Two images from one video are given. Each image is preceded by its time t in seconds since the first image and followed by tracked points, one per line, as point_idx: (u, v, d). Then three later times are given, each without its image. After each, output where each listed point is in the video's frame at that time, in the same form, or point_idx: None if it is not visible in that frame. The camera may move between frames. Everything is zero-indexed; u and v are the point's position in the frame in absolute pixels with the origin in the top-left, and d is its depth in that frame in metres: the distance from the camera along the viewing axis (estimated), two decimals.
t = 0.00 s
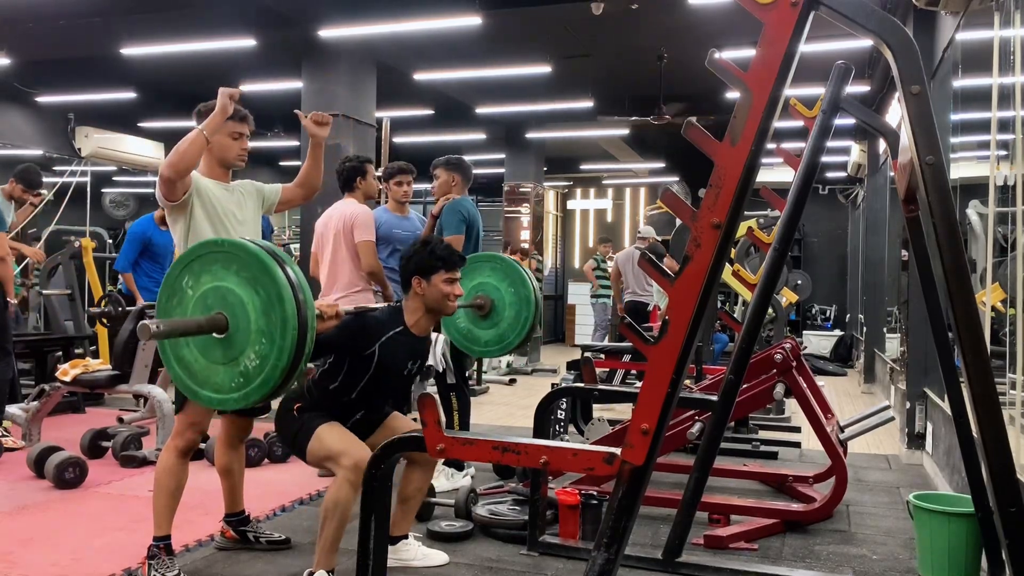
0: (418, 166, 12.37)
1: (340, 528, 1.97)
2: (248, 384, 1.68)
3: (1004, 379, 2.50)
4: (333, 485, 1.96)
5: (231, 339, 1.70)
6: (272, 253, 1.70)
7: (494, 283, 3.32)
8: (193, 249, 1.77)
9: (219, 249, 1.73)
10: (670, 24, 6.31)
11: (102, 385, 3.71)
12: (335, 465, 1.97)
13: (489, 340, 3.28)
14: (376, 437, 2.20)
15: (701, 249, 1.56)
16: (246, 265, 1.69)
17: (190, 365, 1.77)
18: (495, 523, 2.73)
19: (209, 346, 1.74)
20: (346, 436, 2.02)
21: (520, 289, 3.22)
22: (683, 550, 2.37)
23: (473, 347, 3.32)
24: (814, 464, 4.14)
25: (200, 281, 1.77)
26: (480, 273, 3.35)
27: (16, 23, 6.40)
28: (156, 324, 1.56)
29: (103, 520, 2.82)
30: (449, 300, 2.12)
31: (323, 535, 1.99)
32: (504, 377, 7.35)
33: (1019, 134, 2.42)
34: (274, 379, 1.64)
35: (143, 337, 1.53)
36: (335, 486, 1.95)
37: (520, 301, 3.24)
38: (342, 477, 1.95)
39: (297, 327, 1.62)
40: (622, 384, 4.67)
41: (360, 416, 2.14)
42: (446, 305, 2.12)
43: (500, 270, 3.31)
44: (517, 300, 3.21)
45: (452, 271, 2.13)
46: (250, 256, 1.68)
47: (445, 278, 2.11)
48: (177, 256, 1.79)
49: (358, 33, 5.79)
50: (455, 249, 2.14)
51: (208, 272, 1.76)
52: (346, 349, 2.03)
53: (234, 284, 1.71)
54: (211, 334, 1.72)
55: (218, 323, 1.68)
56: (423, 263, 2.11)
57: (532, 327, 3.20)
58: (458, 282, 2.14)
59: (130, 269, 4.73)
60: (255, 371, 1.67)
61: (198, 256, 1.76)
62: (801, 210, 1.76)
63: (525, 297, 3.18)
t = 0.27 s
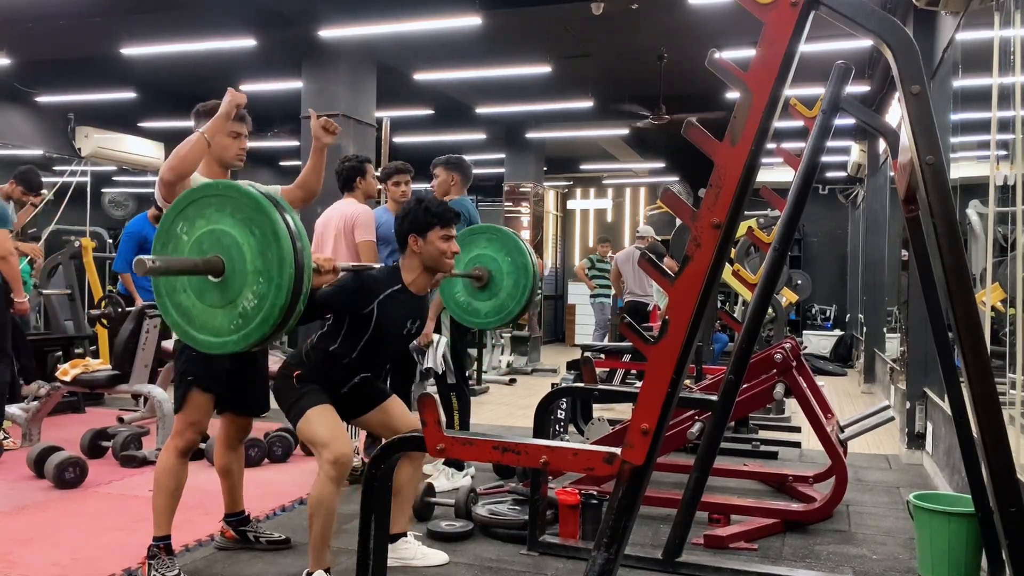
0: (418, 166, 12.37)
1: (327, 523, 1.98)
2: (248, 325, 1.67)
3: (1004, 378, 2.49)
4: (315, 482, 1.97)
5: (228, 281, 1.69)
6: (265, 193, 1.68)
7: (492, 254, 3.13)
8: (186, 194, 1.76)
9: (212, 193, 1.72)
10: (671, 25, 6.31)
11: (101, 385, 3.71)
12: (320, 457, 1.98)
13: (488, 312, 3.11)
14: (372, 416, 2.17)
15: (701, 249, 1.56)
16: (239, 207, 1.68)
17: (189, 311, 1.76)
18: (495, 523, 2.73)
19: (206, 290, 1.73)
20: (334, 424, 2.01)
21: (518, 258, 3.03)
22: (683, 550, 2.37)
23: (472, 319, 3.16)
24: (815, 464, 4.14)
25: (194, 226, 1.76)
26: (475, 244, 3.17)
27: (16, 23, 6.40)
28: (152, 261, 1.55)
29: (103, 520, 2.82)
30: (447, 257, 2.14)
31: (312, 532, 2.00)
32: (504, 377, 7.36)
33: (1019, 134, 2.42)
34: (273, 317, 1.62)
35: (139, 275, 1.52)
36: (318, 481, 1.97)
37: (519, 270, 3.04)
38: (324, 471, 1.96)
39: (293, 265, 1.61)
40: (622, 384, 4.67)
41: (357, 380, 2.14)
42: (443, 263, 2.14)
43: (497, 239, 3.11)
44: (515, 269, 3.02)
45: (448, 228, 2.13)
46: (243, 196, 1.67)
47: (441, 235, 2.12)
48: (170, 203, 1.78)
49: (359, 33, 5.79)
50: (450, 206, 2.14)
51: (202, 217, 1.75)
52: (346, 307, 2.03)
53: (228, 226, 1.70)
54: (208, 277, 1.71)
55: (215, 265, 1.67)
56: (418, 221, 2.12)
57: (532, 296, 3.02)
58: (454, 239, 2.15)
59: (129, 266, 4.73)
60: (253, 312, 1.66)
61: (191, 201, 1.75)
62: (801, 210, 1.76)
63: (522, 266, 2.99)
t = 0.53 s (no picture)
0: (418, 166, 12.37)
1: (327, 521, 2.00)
2: (244, 246, 1.55)
3: (1004, 378, 2.49)
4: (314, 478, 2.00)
5: (225, 201, 1.58)
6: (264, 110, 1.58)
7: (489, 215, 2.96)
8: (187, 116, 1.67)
9: (212, 110, 1.62)
10: (671, 25, 6.32)
11: (102, 385, 3.71)
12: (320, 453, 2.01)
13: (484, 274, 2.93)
14: (380, 404, 2.20)
15: (701, 249, 1.56)
16: (239, 123, 1.58)
17: (185, 235, 1.66)
18: (495, 523, 2.73)
19: (203, 212, 1.63)
20: (338, 416, 2.04)
21: (515, 218, 2.84)
22: (683, 550, 2.37)
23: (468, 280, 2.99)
24: (815, 464, 4.14)
25: (194, 148, 1.66)
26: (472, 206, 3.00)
27: (15, 23, 6.40)
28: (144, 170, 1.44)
29: (103, 520, 2.82)
30: (438, 198, 2.10)
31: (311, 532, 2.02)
32: (504, 377, 7.36)
33: (1019, 135, 2.42)
34: (269, 237, 1.51)
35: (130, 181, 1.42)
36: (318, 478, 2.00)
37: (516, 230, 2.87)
38: (324, 468, 2.00)
39: (291, 182, 1.50)
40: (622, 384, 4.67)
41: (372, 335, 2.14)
42: (436, 203, 2.10)
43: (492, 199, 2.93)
44: (512, 229, 2.85)
45: (439, 168, 2.09)
46: (242, 112, 1.57)
47: (432, 175, 2.08)
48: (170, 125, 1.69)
49: (359, 32, 5.79)
50: (441, 147, 2.10)
51: (202, 138, 1.65)
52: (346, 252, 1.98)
53: (228, 144, 1.60)
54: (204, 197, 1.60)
55: (211, 184, 1.57)
56: (410, 162, 2.08)
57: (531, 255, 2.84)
58: (446, 180, 2.11)
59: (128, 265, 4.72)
60: (250, 233, 1.55)
61: (191, 121, 1.66)
62: (801, 210, 1.76)
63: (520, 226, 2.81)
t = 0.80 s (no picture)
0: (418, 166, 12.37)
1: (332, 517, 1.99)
2: (236, 185, 1.62)
3: (1004, 378, 2.49)
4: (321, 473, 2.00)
5: (221, 140, 1.65)
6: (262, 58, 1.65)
7: (485, 183, 3.15)
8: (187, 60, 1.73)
9: (212, 56, 1.69)
10: (671, 25, 6.32)
11: (102, 385, 3.71)
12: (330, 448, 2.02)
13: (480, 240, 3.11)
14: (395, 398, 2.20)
15: (701, 249, 1.56)
16: (238, 69, 1.65)
17: (177, 173, 1.72)
18: (495, 523, 2.73)
19: (196, 151, 1.69)
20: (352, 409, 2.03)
21: (512, 187, 3.04)
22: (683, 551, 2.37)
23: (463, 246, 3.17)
24: (815, 464, 4.14)
25: (191, 89, 1.73)
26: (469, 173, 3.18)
27: (16, 23, 6.40)
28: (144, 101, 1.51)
29: (104, 520, 2.82)
30: (436, 156, 2.16)
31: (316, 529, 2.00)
32: (504, 377, 7.36)
33: (1019, 135, 2.42)
34: (261, 177, 1.59)
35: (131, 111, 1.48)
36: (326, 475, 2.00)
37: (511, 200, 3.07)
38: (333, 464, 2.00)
39: (286, 125, 1.58)
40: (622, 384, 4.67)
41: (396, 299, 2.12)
42: (431, 161, 2.16)
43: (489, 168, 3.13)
44: (508, 198, 3.04)
45: (437, 126, 2.15)
46: (242, 58, 1.64)
47: (431, 133, 2.13)
48: (170, 67, 1.75)
49: (359, 32, 5.79)
50: (438, 103, 2.16)
51: (200, 81, 1.72)
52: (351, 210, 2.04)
53: (225, 87, 1.66)
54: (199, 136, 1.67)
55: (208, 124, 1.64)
56: (409, 120, 2.13)
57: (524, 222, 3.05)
58: (444, 139, 2.16)
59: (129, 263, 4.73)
60: (242, 172, 1.62)
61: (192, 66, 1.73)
62: (801, 210, 1.76)
63: (516, 196, 3.01)
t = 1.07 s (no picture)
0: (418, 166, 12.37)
1: (332, 527, 1.99)
2: (239, 275, 1.53)
3: (1004, 378, 2.49)
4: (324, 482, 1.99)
5: (225, 227, 1.56)
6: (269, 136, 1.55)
7: (489, 229, 2.56)
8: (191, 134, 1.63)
9: (218, 137, 1.58)
10: (671, 25, 6.32)
11: (101, 385, 3.71)
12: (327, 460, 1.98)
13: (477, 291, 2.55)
14: (389, 413, 2.17)
15: (701, 249, 1.56)
16: (244, 154, 1.55)
17: (182, 256, 1.63)
18: (495, 523, 2.73)
19: (202, 236, 1.60)
20: (343, 425, 2.01)
21: (513, 236, 2.45)
22: (683, 550, 2.37)
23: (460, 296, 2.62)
24: (815, 464, 4.14)
25: (197, 169, 1.63)
26: (472, 216, 2.60)
27: (16, 23, 6.40)
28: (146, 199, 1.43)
29: (104, 520, 2.82)
30: (441, 223, 2.05)
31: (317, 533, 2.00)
32: (504, 377, 7.36)
33: (1019, 135, 2.42)
34: (265, 271, 1.49)
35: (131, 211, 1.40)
36: (326, 486, 1.98)
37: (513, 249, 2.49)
38: (332, 476, 1.97)
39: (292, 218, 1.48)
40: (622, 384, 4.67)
41: (369, 356, 2.11)
42: (437, 228, 2.06)
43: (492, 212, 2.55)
44: (510, 248, 2.46)
45: (444, 194, 2.04)
46: (249, 143, 1.53)
47: (437, 201, 2.04)
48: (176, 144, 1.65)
49: (359, 33, 5.78)
50: (449, 169, 2.04)
51: (207, 160, 1.62)
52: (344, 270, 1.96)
53: (230, 170, 1.56)
54: (205, 222, 1.57)
55: (213, 211, 1.54)
56: (415, 186, 2.04)
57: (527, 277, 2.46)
58: (451, 206, 2.06)
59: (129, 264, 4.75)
60: (246, 263, 1.52)
61: (197, 144, 1.62)
62: (801, 210, 1.76)
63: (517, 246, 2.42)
